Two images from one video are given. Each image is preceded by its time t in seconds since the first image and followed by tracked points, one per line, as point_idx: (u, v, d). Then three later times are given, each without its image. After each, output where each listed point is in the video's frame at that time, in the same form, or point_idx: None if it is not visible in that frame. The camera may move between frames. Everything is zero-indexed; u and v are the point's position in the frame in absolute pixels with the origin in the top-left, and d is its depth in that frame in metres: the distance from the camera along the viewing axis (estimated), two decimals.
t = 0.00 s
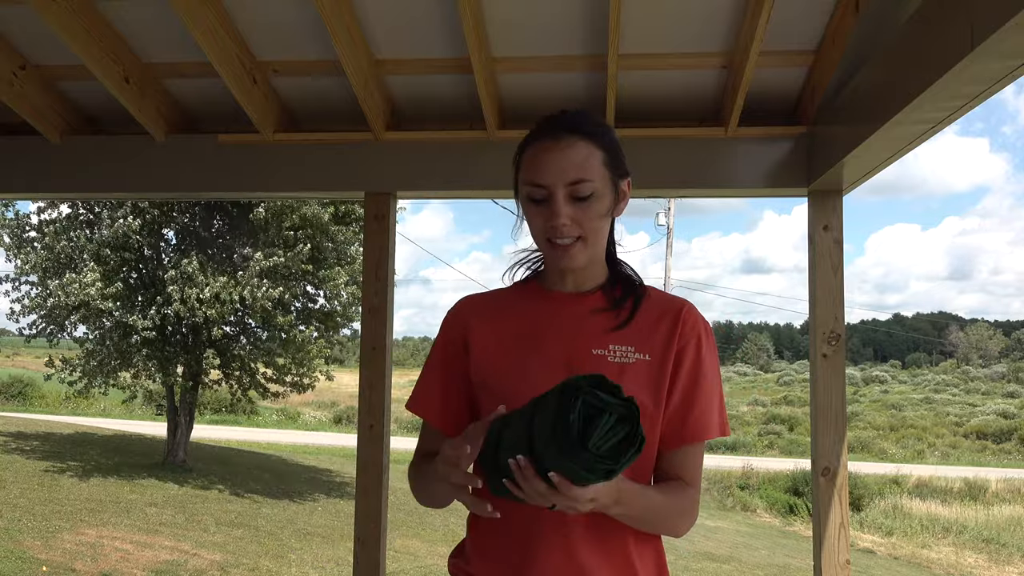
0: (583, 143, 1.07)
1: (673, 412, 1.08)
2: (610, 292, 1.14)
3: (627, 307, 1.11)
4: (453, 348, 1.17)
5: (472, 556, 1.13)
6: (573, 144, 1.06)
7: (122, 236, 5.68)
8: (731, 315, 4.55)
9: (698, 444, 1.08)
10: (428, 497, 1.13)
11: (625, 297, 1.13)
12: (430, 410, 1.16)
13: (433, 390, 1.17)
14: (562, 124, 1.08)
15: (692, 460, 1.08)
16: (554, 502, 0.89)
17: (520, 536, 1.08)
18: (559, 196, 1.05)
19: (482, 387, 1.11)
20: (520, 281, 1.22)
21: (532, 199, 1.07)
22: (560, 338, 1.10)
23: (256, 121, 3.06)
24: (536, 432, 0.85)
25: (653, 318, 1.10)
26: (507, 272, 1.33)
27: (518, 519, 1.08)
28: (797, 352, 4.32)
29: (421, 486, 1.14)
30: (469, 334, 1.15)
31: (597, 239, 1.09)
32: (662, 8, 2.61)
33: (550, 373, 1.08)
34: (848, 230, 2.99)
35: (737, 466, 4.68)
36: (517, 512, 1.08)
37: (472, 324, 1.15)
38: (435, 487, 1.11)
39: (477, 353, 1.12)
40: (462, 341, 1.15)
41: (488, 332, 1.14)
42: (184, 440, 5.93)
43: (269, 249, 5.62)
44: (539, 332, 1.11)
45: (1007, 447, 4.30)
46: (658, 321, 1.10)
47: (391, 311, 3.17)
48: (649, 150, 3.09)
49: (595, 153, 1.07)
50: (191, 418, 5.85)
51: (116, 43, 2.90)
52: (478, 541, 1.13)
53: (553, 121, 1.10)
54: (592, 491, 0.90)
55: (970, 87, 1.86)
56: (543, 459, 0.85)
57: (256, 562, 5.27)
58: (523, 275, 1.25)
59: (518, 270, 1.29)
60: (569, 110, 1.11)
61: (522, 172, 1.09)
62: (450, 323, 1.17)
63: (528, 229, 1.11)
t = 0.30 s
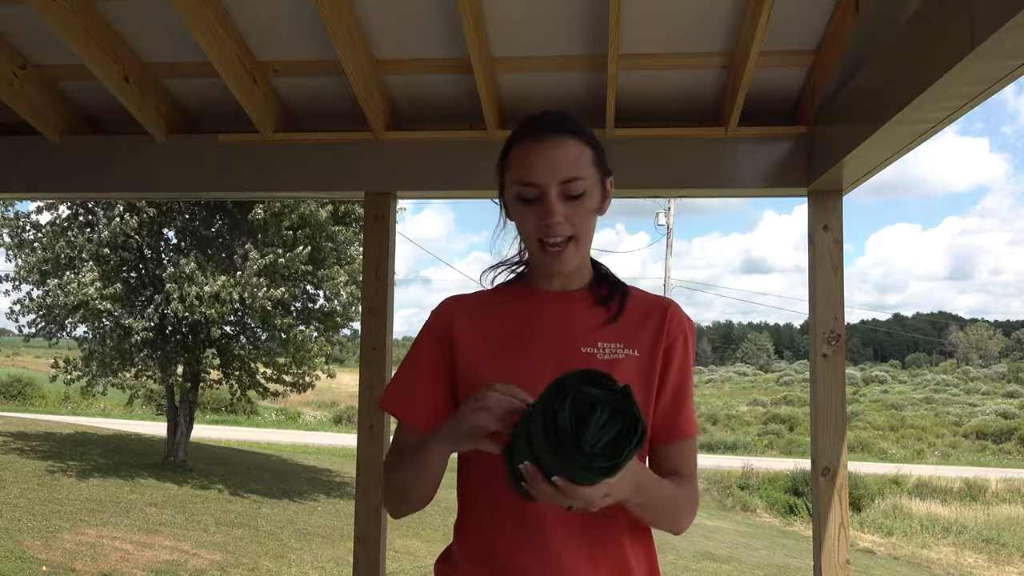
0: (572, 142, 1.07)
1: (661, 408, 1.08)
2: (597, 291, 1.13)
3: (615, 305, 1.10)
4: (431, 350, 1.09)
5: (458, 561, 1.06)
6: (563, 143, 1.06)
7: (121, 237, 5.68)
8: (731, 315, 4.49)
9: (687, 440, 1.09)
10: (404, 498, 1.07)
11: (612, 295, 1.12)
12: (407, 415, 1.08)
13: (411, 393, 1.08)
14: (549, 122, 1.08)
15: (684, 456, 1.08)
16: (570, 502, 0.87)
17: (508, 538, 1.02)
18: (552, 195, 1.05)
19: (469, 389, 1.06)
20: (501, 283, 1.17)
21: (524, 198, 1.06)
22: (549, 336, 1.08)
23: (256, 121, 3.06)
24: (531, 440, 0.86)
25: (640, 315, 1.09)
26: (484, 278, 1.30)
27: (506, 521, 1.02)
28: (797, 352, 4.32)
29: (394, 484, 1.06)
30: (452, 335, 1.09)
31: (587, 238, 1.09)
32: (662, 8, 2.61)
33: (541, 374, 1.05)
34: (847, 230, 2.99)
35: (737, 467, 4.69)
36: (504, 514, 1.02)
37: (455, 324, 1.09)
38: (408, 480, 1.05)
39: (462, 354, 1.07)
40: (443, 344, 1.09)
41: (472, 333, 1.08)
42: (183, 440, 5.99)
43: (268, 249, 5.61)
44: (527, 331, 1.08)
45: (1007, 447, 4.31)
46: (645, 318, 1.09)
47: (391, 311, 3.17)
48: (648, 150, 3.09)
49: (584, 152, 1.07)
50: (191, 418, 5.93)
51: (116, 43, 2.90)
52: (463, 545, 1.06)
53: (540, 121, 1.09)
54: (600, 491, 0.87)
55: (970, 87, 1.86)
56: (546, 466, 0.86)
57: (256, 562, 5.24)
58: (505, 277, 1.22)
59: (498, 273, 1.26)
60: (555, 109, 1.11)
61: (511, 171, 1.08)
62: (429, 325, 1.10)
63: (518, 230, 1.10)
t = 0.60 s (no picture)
0: (566, 144, 1.06)
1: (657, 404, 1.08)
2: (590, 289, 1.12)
3: (608, 302, 1.10)
4: (422, 347, 1.06)
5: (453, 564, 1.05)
6: (557, 146, 1.05)
7: (116, 240, 5.67)
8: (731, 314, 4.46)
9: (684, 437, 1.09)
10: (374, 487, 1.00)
11: (605, 293, 1.12)
12: (398, 416, 1.05)
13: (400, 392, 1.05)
14: (542, 124, 1.07)
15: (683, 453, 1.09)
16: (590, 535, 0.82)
17: (504, 539, 1.01)
18: (547, 200, 1.04)
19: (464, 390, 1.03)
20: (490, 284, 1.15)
21: (519, 202, 1.06)
22: (545, 335, 1.06)
23: (256, 121, 3.06)
24: (539, 490, 0.83)
25: (634, 312, 1.10)
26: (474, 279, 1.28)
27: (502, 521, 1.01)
28: (797, 352, 4.32)
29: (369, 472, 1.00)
30: (444, 334, 1.06)
31: (581, 242, 1.09)
32: (662, 8, 2.61)
33: (538, 373, 1.03)
34: (847, 231, 2.99)
35: (737, 467, 4.69)
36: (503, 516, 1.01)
37: (447, 324, 1.06)
38: (383, 470, 0.99)
39: (456, 354, 1.05)
40: (435, 342, 1.06)
41: (466, 331, 1.06)
42: (183, 440, 6.00)
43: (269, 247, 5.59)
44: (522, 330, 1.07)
45: (1007, 447, 4.31)
46: (638, 315, 1.09)
47: (391, 311, 3.17)
48: (648, 150, 3.09)
49: (578, 155, 1.07)
50: (191, 418, 5.92)
51: (116, 43, 2.89)
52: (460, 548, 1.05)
53: (532, 122, 1.08)
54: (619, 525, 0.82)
55: (970, 87, 1.86)
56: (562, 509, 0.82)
57: (256, 561, 5.23)
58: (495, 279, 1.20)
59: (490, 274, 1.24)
60: (547, 111, 1.10)
61: (505, 175, 1.08)
62: (420, 322, 1.07)
63: (512, 234, 1.10)
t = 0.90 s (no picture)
0: (554, 128, 1.08)
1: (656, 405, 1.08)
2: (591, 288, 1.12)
3: (609, 303, 1.10)
4: (421, 343, 1.06)
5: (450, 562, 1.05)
6: (544, 129, 1.07)
7: (119, 240, 5.70)
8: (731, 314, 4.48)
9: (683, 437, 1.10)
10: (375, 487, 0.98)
11: (605, 292, 1.12)
12: (396, 413, 1.04)
13: (398, 387, 1.05)
14: (532, 112, 1.09)
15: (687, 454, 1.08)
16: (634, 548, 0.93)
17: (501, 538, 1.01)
18: (533, 178, 1.05)
19: (463, 386, 1.03)
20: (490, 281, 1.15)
21: (506, 182, 1.06)
22: (545, 333, 1.06)
23: (256, 121, 3.06)
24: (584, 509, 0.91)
25: (635, 312, 1.10)
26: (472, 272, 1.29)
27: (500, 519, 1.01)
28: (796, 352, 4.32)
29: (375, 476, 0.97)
30: (444, 330, 1.06)
31: (572, 226, 1.08)
32: (661, 9, 2.61)
33: (538, 372, 1.03)
34: (847, 231, 2.99)
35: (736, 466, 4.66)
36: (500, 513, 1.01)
37: (447, 320, 1.06)
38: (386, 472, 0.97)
39: (456, 350, 1.04)
40: (434, 338, 1.06)
41: (466, 327, 1.06)
42: (184, 440, 5.95)
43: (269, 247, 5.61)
44: (523, 329, 1.07)
45: (1007, 446, 4.29)
46: (639, 314, 1.09)
47: (391, 311, 3.17)
48: (648, 150, 3.09)
49: (566, 139, 1.08)
50: (191, 418, 5.87)
51: (116, 43, 2.89)
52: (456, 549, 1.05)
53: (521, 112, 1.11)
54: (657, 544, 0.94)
55: (970, 87, 1.86)
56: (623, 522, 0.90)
57: (256, 562, 5.29)
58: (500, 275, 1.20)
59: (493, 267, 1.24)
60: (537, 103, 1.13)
61: (494, 159, 1.09)
62: (419, 318, 1.07)
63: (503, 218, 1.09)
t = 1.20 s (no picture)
0: (555, 128, 1.08)
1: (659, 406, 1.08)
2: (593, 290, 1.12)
3: (611, 304, 1.10)
4: (422, 345, 1.07)
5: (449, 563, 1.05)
6: (545, 129, 1.08)
7: (122, 241, 5.69)
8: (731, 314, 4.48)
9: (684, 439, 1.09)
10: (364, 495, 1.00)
11: (606, 294, 1.12)
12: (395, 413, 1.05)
13: (399, 389, 1.06)
14: (532, 112, 1.10)
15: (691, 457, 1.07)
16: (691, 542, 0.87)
17: (499, 540, 1.01)
18: (536, 179, 1.05)
19: (463, 386, 1.03)
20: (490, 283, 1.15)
21: (509, 184, 1.07)
22: (545, 334, 1.06)
23: (256, 121, 3.06)
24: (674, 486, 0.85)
25: (637, 315, 1.09)
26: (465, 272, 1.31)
27: (490, 524, 1.02)
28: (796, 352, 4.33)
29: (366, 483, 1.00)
30: (445, 330, 1.06)
31: (575, 225, 1.09)
32: (661, 9, 2.61)
33: (538, 372, 1.03)
34: (847, 231, 2.99)
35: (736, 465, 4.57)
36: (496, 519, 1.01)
37: (448, 321, 1.07)
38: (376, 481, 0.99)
39: (456, 351, 1.05)
40: (434, 339, 1.07)
41: (466, 329, 1.07)
42: (183, 440, 5.99)
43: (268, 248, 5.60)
44: (523, 330, 1.07)
45: (1007, 447, 4.32)
46: (641, 318, 1.09)
47: (391, 312, 3.17)
48: (648, 150, 3.09)
49: (568, 139, 1.08)
50: (191, 418, 5.89)
51: (116, 43, 2.89)
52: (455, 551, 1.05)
53: (521, 113, 1.12)
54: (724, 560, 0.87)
55: (970, 87, 1.86)
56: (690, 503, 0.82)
57: (256, 562, 5.26)
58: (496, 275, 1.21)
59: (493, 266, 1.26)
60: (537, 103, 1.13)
61: (495, 160, 1.10)
62: (419, 319, 1.07)
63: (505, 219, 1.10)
